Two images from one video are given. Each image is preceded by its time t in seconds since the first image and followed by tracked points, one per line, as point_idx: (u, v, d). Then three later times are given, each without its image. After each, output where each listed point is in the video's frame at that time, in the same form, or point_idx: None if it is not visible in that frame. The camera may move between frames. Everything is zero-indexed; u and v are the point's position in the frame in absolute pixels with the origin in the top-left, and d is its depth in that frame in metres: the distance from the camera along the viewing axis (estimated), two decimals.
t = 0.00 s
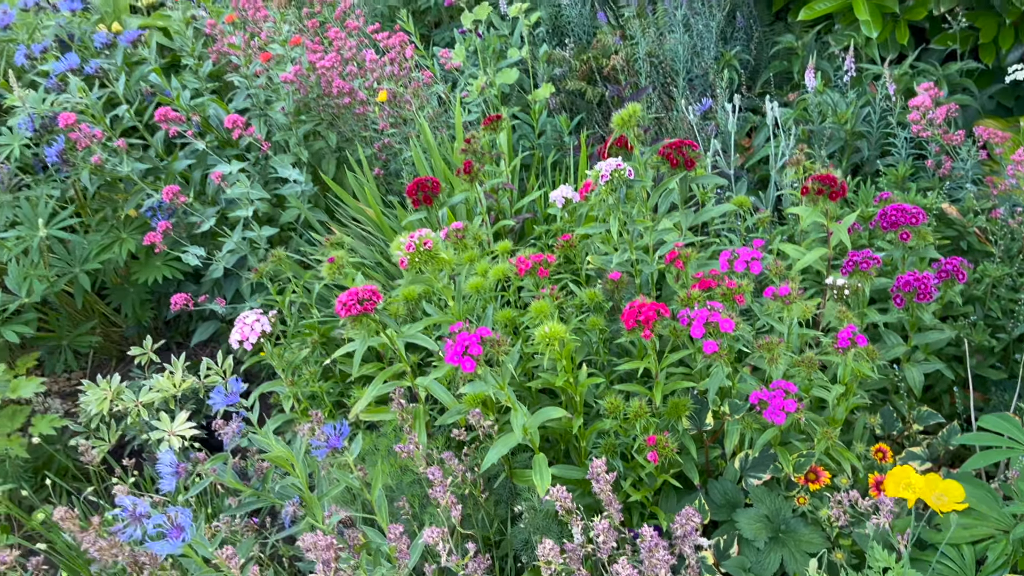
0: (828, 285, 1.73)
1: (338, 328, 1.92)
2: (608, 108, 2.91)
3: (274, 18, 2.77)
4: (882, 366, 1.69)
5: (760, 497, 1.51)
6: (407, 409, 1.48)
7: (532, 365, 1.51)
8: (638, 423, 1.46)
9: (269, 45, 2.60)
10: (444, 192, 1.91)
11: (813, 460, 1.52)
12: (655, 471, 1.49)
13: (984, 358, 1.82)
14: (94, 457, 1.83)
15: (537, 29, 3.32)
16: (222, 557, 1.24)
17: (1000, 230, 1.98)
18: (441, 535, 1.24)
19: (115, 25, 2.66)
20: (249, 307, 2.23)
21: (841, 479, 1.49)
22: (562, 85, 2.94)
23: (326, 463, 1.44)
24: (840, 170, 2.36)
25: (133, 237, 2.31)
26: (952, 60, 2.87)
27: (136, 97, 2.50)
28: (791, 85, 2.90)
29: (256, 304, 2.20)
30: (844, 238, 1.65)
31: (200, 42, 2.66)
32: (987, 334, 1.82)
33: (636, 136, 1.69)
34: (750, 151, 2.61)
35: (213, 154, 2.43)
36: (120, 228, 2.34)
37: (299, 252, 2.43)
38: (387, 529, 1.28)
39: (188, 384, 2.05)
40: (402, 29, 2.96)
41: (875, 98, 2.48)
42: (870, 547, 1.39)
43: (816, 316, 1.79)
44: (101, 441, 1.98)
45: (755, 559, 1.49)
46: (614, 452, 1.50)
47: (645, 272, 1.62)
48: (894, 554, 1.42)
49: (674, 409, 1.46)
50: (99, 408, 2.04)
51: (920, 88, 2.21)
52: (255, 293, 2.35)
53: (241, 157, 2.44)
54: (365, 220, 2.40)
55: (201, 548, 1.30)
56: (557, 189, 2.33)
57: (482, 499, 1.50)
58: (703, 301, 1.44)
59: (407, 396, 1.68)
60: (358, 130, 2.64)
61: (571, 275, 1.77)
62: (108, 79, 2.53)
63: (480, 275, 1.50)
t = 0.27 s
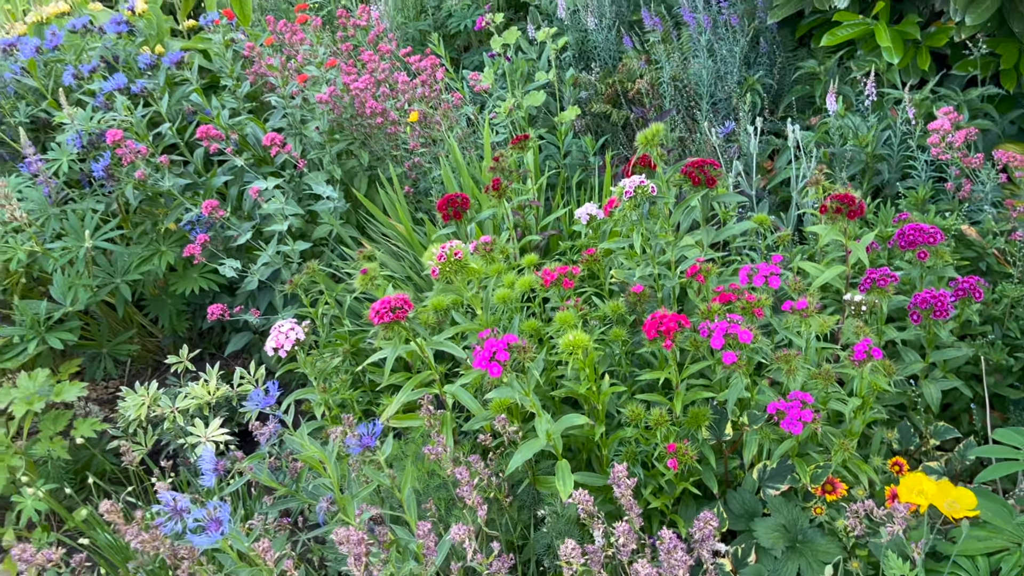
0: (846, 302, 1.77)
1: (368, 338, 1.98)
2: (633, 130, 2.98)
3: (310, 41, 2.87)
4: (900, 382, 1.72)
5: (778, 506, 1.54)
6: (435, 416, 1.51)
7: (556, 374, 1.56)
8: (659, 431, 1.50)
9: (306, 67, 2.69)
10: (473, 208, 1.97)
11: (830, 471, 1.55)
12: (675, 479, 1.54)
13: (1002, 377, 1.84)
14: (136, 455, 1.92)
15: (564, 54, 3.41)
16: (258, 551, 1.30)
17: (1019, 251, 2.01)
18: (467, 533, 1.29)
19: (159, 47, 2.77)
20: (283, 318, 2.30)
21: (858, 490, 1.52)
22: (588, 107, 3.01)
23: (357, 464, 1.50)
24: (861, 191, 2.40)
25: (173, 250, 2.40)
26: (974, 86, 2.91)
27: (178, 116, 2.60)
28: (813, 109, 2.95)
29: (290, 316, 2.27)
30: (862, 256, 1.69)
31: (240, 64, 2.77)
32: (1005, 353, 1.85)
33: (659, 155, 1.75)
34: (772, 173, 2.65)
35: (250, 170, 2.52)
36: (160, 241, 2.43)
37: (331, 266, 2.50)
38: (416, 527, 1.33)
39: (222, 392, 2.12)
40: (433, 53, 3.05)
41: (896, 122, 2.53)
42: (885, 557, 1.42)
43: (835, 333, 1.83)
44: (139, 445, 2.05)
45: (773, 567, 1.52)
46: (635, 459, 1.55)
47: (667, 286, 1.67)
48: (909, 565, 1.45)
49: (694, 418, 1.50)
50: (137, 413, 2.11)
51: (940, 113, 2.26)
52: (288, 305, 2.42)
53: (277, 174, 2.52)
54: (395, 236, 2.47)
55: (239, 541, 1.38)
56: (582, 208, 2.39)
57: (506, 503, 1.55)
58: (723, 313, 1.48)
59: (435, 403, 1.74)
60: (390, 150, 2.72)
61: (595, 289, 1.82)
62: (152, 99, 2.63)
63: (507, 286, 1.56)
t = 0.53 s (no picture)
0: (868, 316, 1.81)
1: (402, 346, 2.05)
2: (660, 150, 3.04)
3: (348, 63, 2.97)
4: (921, 395, 1.76)
5: (800, 513, 1.58)
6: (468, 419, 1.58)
7: (584, 381, 1.62)
8: (683, 436, 1.56)
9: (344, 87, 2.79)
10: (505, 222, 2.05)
11: (851, 479, 1.59)
12: (698, 483, 1.59)
13: None
14: (180, 449, 2.03)
15: (593, 77, 3.49)
16: (299, 541, 1.38)
17: None
18: (498, 529, 1.35)
19: (203, 68, 2.87)
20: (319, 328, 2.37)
21: (878, 498, 1.56)
22: (615, 128, 3.09)
23: (392, 464, 1.56)
24: (884, 211, 2.45)
25: (214, 261, 2.48)
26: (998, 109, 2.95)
27: (221, 133, 2.71)
28: (838, 131, 3.00)
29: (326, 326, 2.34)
30: (884, 271, 1.74)
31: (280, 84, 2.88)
32: None
33: (686, 172, 1.81)
34: (797, 192, 2.71)
35: (289, 186, 2.61)
36: (202, 253, 2.52)
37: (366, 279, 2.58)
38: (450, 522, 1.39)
39: (260, 399, 2.16)
40: (466, 74, 3.15)
41: (919, 143, 2.57)
42: (904, 562, 1.45)
43: (857, 346, 1.87)
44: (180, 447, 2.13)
45: (794, 572, 1.56)
46: (660, 464, 1.60)
47: (692, 298, 1.73)
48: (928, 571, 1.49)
49: (718, 425, 1.55)
50: (178, 416, 2.19)
51: (962, 134, 2.30)
52: (324, 316, 2.50)
53: (315, 190, 2.61)
54: (428, 250, 2.55)
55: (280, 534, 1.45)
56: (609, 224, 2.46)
57: (535, 505, 1.61)
58: (747, 323, 1.54)
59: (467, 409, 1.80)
60: (423, 168, 2.81)
61: (622, 301, 1.88)
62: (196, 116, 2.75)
63: (539, 295, 1.62)
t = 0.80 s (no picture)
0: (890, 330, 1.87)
1: (438, 354, 2.14)
2: (688, 170, 3.12)
3: (387, 84, 3.09)
4: (941, 407, 1.81)
5: (821, 518, 1.64)
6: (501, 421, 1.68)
7: (614, 387, 1.70)
8: (708, 441, 1.62)
9: (383, 107, 2.90)
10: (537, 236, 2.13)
11: (871, 486, 1.64)
12: (722, 486, 1.66)
13: None
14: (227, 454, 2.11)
15: (623, 100, 3.59)
16: (343, 531, 1.47)
17: None
18: (532, 522, 1.43)
19: (249, 89, 2.99)
20: (357, 338, 2.46)
21: (897, 505, 1.61)
22: (645, 149, 3.18)
23: (430, 463, 1.65)
24: (908, 230, 2.50)
25: (259, 272, 2.59)
26: None
27: (266, 150, 2.83)
28: (864, 153, 3.07)
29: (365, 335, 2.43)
30: (904, 286, 1.80)
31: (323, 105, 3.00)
32: None
33: (713, 190, 1.89)
34: (823, 212, 2.77)
35: (331, 201, 2.72)
36: (247, 264, 2.62)
37: (402, 291, 2.67)
38: (486, 517, 1.47)
39: (300, 405, 2.27)
40: (500, 96, 3.25)
41: (944, 165, 2.63)
42: (923, 567, 1.50)
43: (879, 360, 1.93)
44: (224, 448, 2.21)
45: None
46: (686, 468, 1.66)
47: (719, 310, 1.80)
48: None
49: (742, 430, 1.62)
50: (223, 420, 2.28)
51: (985, 156, 2.36)
52: (362, 326, 2.59)
53: (354, 205, 2.71)
54: (463, 264, 2.64)
55: (325, 523, 1.54)
56: (638, 240, 2.54)
57: (565, 506, 1.67)
58: (770, 333, 1.60)
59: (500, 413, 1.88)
60: (458, 186, 2.91)
61: (650, 313, 1.96)
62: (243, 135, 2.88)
63: (571, 305, 1.70)
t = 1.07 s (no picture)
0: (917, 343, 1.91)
1: (475, 361, 2.22)
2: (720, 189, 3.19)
3: (427, 103, 3.20)
4: (968, 419, 1.85)
5: (847, 524, 1.68)
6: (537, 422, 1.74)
7: (646, 393, 1.76)
8: (736, 445, 1.68)
9: (424, 124, 3.00)
10: (572, 248, 2.21)
11: (896, 493, 1.69)
12: (750, 490, 1.71)
13: None
14: (274, 448, 2.19)
15: (656, 119, 3.66)
16: (386, 523, 1.55)
17: None
18: (566, 518, 1.49)
19: (295, 106, 3.11)
20: (397, 346, 2.54)
21: (921, 512, 1.65)
22: (677, 167, 3.25)
23: (467, 462, 1.72)
24: (937, 249, 2.54)
25: (303, 282, 2.68)
26: None
27: (311, 165, 2.94)
28: (894, 173, 3.11)
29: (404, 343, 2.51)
30: (931, 300, 1.85)
31: (365, 122, 3.11)
32: None
33: (743, 205, 1.96)
34: (852, 230, 2.82)
35: (372, 214, 2.82)
36: (292, 274, 2.71)
37: (440, 302, 2.75)
38: (522, 512, 1.54)
39: (340, 409, 2.32)
40: (536, 115, 3.35)
41: (974, 185, 2.66)
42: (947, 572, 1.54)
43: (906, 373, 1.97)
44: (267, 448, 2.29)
45: None
46: (714, 472, 1.72)
47: (748, 320, 1.86)
48: None
49: (770, 436, 1.67)
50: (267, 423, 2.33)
51: (1014, 176, 2.39)
52: (400, 335, 2.67)
53: (395, 219, 2.81)
54: (499, 276, 2.72)
55: (366, 516, 1.64)
56: (670, 255, 2.60)
57: (597, 507, 1.74)
58: (798, 342, 1.66)
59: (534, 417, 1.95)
60: (494, 202, 2.99)
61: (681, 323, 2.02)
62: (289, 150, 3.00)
63: (604, 313, 1.78)
